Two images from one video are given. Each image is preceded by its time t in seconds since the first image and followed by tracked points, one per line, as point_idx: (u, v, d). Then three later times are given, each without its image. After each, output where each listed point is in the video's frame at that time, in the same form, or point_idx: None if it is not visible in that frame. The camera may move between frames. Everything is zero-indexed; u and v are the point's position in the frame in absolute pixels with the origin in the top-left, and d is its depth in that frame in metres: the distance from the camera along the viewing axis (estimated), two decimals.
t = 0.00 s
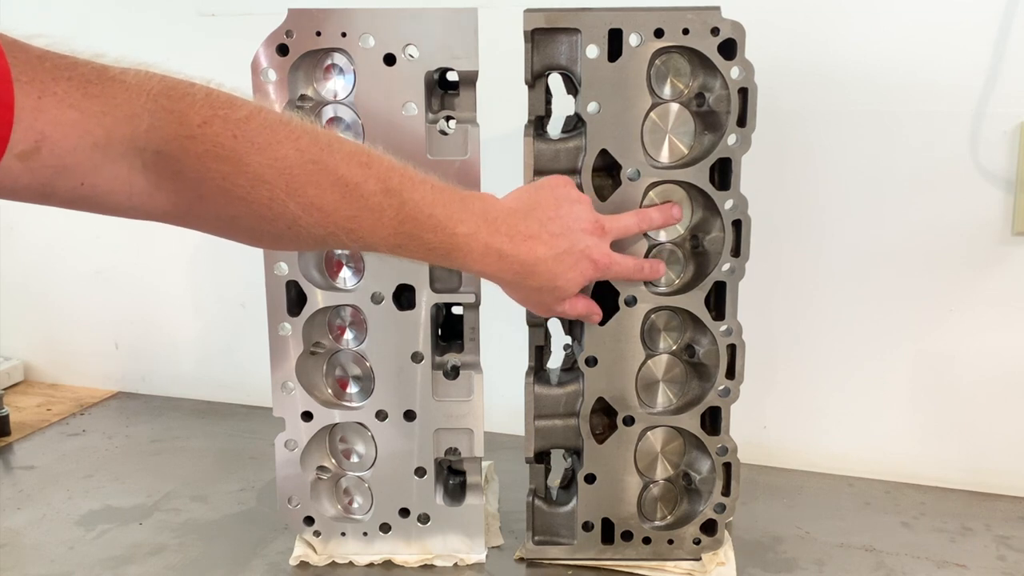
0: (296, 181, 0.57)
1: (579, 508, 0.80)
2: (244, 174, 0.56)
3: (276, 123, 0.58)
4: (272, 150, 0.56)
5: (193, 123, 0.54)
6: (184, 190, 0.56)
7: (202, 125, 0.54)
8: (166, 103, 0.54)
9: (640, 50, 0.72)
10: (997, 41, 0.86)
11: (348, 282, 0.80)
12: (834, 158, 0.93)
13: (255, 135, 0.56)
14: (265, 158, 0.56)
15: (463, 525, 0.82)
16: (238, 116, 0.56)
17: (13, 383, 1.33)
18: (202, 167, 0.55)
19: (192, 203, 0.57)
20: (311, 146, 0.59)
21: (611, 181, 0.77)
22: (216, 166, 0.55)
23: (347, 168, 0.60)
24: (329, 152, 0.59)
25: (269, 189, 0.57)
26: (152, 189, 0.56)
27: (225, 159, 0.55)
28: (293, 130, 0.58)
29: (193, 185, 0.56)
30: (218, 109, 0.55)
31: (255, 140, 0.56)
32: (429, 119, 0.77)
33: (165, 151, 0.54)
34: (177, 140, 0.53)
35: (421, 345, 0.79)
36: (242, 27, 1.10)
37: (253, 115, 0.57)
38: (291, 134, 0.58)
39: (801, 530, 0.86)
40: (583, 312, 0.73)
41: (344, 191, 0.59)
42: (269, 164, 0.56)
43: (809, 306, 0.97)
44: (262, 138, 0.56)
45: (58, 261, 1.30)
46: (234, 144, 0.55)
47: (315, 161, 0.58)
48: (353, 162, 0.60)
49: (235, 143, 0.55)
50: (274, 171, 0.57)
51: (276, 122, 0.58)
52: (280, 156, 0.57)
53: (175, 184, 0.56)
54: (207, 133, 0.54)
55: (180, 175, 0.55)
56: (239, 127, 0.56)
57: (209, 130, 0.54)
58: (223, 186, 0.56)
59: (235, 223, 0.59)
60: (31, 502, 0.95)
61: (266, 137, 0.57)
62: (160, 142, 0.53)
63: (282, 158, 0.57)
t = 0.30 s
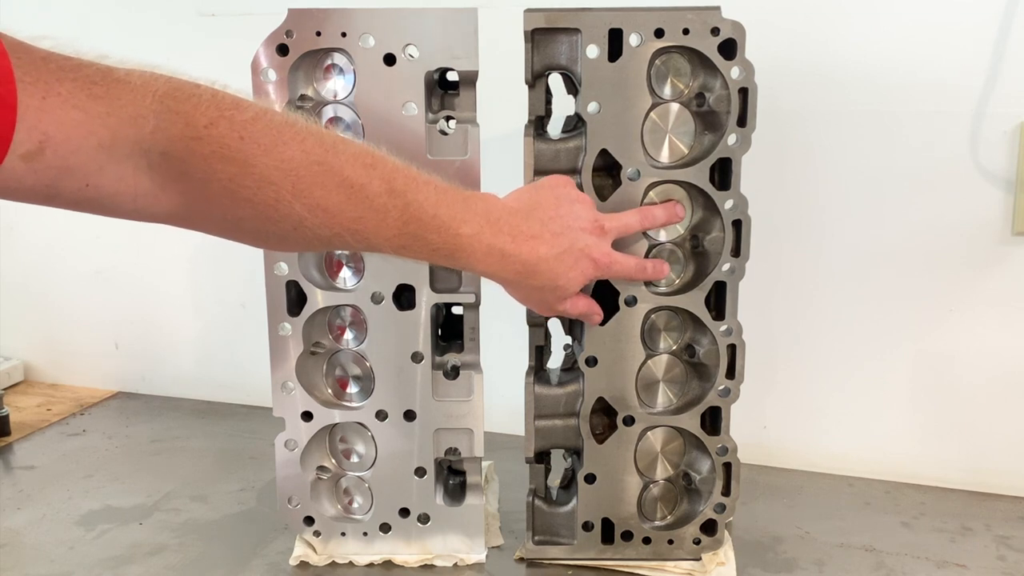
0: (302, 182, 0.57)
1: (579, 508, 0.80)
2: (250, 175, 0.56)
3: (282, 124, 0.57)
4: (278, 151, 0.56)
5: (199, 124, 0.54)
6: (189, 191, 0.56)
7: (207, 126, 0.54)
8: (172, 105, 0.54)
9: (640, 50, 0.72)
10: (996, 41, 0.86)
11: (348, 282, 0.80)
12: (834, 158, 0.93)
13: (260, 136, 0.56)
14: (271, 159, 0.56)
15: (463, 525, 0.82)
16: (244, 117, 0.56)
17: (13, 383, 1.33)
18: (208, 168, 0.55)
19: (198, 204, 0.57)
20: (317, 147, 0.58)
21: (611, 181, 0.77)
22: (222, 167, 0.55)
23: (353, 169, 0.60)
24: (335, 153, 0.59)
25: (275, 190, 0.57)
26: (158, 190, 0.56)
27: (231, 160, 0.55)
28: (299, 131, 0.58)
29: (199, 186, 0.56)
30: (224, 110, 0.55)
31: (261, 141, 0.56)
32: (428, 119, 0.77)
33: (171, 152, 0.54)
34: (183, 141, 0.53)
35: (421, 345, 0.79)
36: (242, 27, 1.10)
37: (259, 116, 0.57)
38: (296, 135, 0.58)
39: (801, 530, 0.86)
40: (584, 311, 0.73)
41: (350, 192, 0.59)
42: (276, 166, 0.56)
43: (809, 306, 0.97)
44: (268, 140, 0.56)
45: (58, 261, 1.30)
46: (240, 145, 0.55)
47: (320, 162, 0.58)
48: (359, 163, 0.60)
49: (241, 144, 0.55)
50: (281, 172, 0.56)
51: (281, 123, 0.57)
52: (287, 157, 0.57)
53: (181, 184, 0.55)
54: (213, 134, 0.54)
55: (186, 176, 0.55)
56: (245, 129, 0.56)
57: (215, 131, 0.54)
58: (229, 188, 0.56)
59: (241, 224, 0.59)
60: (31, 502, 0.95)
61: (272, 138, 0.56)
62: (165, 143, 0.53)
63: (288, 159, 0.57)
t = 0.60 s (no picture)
0: (275, 193, 0.57)
1: (579, 508, 0.80)
2: (222, 185, 0.55)
3: (259, 135, 0.57)
4: (252, 161, 0.56)
5: (173, 131, 0.54)
6: (163, 197, 0.56)
7: (182, 134, 0.54)
8: (149, 112, 0.54)
9: (640, 50, 0.72)
10: (997, 41, 0.86)
11: (348, 282, 0.80)
12: (834, 159, 0.93)
13: (235, 146, 0.56)
14: (244, 168, 0.56)
15: (463, 525, 0.82)
16: (219, 126, 0.56)
17: (13, 383, 1.33)
18: (180, 175, 0.54)
19: (172, 210, 0.57)
20: (294, 159, 0.58)
21: (611, 181, 0.77)
22: (193, 174, 0.55)
23: (329, 181, 0.59)
24: (312, 164, 0.59)
25: (248, 201, 0.56)
26: (132, 195, 0.56)
27: (203, 168, 0.55)
28: (277, 143, 0.58)
29: (171, 193, 0.55)
30: (200, 119, 0.55)
31: (235, 150, 0.56)
32: (429, 118, 0.77)
33: (145, 159, 0.54)
34: (158, 149, 0.53)
35: (421, 345, 0.79)
36: (242, 27, 1.10)
37: (235, 125, 0.56)
38: (273, 145, 0.57)
39: (801, 530, 0.86)
40: (583, 341, 0.73)
41: (326, 205, 0.58)
42: (248, 175, 0.56)
43: (809, 305, 0.97)
44: (242, 149, 0.56)
45: (58, 261, 1.30)
46: (214, 154, 0.55)
47: (296, 174, 0.57)
48: (336, 176, 0.59)
49: (213, 152, 0.55)
50: (253, 182, 0.56)
51: (258, 133, 0.57)
52: (261, 166, 0.56)
53: (154, 191, 0.56)
54: (186, 142, 0.54)
55: (159, 182, 0.55)
56: (219, 137, 0.55)
57: (188, 138, 0.54)
58: (201, 196, 0.56)
59: (216, 234, 0.58)
60: (31, 502, 0.95)
61: (247, 147, 0.56)
62: (140, 150, 0.53)
63: (263, 169, 0.56)
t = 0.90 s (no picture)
0: (272, 187, 0.57)
1: (579, 508, 0.80)
2: (220, 179, 0.56)
3: (255, 129, 0.57)
4: (249, 156, 0.56)
5: (171, 126, 0.54)
6: (160, 192, 0.56)
7: (180, 129, 0.54)
8: (147, 107, 0.54)
9: (640, 50, 0.72)
10: (996, 41, 0.86)
11: (348, 282, 0.80)
12: (833, 159, 0.93)
13: (232, 141, 0.56)
14: (242, 163, 0.56)
15: (463, 525, 0.82)
16: (216, 121, 0.56)
17: (13, 383, 1.33)
18: (179, 170, 0.55)
19: (169, 204, 0.57)
20: (290, 153, 0.58)
21: (611, 181, 0.77)
22: (192, 169, 0.55)
23: (324, 175, 0.59)
24: (308, 159, 0.59)
25: (245, 194, 0.57)
26: (129, 189, 0.56)
27: (201, 162, 0.55)
28: (273, 137, 0.58)
29: (169, 188, 0.56)
30: (197, 113, 0.55)
31: (232, 145, 0.56)
32: (429, 119, 0.77)
33: (144, 154, 0.54)
34: (157, 144, 0.54)
35: (421, 345, 0.79)
36: (242, 27, 1.10)
37: (231, 121, 0.57)
38: (269, 140, 0.58)
39: (801, 530, 0.86)
40: (566, 330, 0.73)
41: (320, 198, 0.59)
42: (245, 169, 0.56)
43: (809, 305, 0.97)
44: (239, 144, 0.56)
45: (58, 261, 1.30)
46: (212, 149, 0.55)
47: (292, 169, 0.58)
48: (332, 170, 0.60)
49: (212, 148, 0.55)
50: (251, 176, 0.56)
51: (254, 128, 0.57)
52: (258, 161, 0.57)
53: (153, 185, 0.56)
54: (184, 137, 0.54)
55: (157, 177, 0.55)
56: (217, 132, 0.56)
57: (187, 133, 0.54)
58: (199, 190, 0.56)
59: (212, 226, 0.59)
60: (31, 502, 0.95)
61: (245, 142, 0.57)
62: (138, 145, 0.54)
63: (259, 163, 0.57)
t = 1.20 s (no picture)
0: (269, 185, 0.57)
1: (579, 508, 0.80)
2: (216, 176, 0.56)
3: (252, 127, 0.57)
4: (246, 153, 0.56)
5: (169, 124, 0.54)
6: (159, 190, 0.56)
7: (178, 126, 0.54)
8: (145, 105, 0.54)
9: (640, 50, 0.72)
10: (996, 40, 0.86)
11: (348, 282, 0.80)
12: (834, 159, 0.93)
13: (229, 138, 0.56)
14: (238, 160, 0.56)
15: (463, 525, 0.82)
16: (213, 119, 0.56)
17: (13, 383, 1.33)
18: (176, 168, 0.55)
19: (167, 203, 0.57)
20: (286, 150, 0.58)
21: (611, 181, 0.77)
22: (189, 167, 0.55)
23: (320, 172, 0.59)
24: (305, 156, 0.59)
25: (241, 192, 0.57)
26: (128, 187, 0.56)
27: (198, 160, 0.55)
28: (270, 134, 0.58)
29: (168, 186, 0.56)
30: (195, 111, 0.55)
31: (229, 143, 0.56)
32: (429, 119, 0.77)
33: (141, 152, 0.54)
34: (155, 141, 0.54)
35: (421, 345, 0.79)
36: (242, 27, 1.10)
37: (228, 118, 0.57)
38: (266, 137, 0.58)
39: (800, 530, 0.86)
40: (578, 324, 0.73)
41: (317, 195, 0.59)
42: (242, 166, 0.56)
43: (809, 305, 0.97)
44: (236, 141, 0.56)
45: (58, 261, 1.30)
46: (209, 146, 0.55)
47: (288, 165, 0.58)
48: (328, 167, 0.60)
49: (208, 145, 0.55)
50: (247, 174, 0.56)
51: (251, 125, 0.57)
52: (254, 158, 0.57)
53: (152, 183, 0.56)
54: (182, 135, 0.54)
55: (155, 175, 0.55)
56: (214, 130, 0.56)
57: (184, 131, 0.54)
58: (196, 189, 0.56)
59: (210, 225, 0.59)
60: (31, 502, 0.95)
61: (242, 140, 0.57)
62: (137, 143, 0.54)
63: (256, 161, 0.57)
